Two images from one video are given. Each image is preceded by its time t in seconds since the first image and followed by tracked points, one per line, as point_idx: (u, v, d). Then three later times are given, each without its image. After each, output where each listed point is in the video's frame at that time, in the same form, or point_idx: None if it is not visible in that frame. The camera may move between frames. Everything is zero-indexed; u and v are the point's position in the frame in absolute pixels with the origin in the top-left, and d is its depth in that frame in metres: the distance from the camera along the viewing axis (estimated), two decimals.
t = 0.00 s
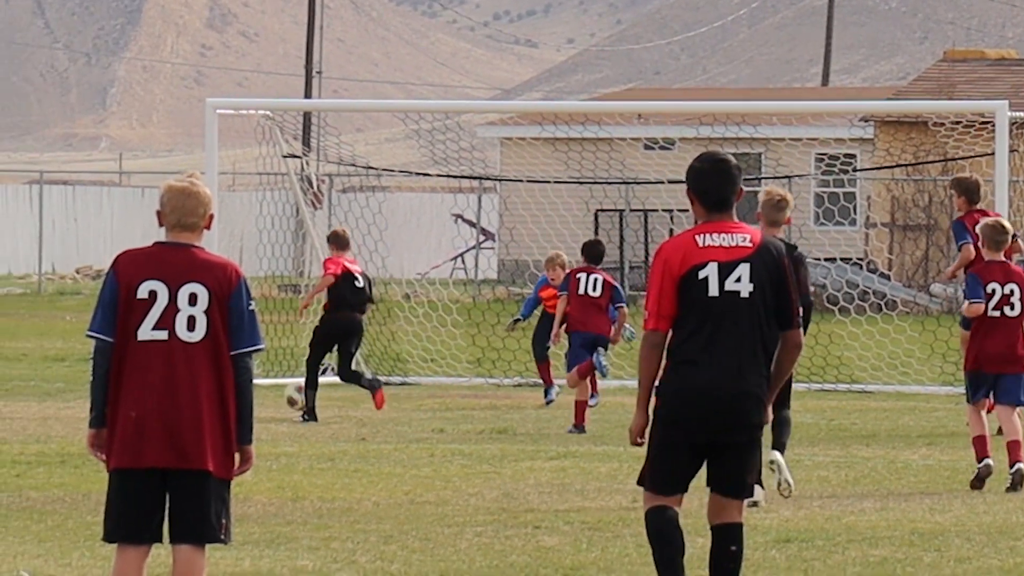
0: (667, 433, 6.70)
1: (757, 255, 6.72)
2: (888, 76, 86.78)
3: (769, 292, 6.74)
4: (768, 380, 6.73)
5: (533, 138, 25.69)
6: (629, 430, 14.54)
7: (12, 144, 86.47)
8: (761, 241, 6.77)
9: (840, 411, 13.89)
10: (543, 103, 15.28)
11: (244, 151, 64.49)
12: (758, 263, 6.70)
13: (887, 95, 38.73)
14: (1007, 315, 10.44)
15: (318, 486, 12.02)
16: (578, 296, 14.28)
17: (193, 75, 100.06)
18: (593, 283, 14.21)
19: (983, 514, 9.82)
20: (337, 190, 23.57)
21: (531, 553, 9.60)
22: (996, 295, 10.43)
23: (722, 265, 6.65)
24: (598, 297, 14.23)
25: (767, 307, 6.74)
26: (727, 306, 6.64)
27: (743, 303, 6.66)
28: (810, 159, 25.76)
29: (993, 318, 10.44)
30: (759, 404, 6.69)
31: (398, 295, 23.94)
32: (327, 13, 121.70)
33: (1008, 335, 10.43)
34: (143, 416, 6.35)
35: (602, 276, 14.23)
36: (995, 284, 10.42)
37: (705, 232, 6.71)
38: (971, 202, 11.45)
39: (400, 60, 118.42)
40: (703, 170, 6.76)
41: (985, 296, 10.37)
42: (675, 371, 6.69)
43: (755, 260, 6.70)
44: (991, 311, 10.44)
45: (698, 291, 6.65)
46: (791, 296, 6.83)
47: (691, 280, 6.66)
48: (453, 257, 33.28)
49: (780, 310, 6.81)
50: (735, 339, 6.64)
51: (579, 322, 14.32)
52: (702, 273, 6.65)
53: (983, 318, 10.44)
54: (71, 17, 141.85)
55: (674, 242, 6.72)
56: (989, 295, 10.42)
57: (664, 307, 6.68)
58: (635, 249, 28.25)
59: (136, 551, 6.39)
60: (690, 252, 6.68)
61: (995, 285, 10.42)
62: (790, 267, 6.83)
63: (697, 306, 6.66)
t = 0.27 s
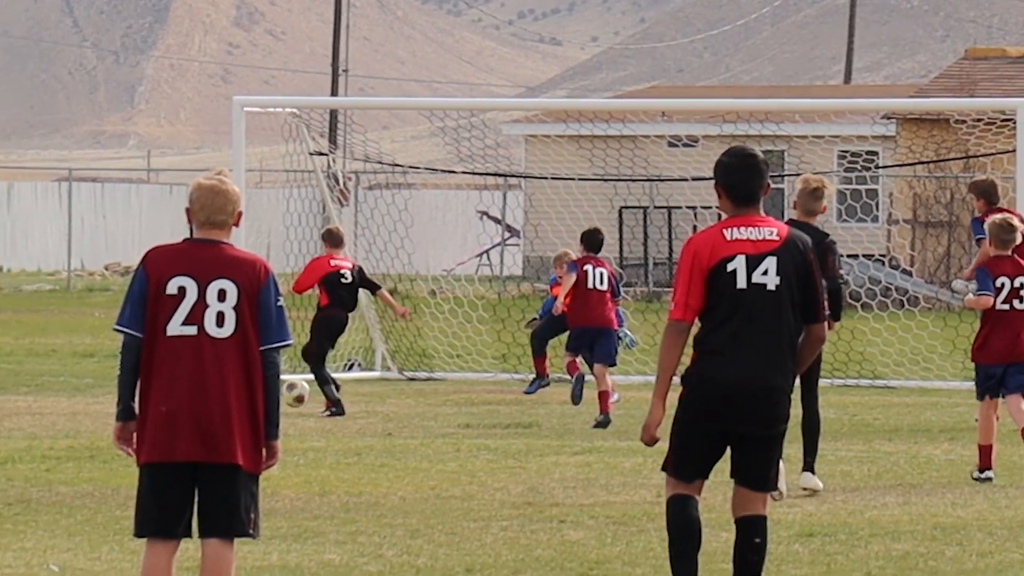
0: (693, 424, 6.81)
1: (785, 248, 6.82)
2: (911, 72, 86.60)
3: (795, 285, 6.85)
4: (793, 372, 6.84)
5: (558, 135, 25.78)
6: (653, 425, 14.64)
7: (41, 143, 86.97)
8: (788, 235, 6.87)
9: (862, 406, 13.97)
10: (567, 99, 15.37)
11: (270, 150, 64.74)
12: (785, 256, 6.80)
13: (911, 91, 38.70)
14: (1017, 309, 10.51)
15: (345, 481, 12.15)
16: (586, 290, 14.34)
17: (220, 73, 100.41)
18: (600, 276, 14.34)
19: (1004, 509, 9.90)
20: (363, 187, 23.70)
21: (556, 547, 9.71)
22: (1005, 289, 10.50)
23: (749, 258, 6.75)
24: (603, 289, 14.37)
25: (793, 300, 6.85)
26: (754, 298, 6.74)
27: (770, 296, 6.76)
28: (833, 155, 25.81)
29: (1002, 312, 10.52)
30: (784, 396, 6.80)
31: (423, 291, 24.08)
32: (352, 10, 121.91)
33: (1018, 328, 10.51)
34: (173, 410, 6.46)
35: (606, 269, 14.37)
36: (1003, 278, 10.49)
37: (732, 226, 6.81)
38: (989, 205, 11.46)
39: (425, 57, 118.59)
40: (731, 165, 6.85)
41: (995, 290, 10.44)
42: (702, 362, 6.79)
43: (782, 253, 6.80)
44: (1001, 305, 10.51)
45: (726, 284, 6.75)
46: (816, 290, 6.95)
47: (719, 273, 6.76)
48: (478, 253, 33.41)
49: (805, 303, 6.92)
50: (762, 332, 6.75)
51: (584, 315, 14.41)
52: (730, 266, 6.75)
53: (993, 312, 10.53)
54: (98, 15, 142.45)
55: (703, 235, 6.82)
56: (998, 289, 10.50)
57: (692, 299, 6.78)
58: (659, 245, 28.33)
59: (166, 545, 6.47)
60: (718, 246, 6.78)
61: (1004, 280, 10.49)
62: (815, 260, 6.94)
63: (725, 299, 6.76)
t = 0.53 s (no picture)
0: (711, 418, 6.93)
1: (801, 245, 6.93)
2: (926, 73, 86.59)
3: (811, 282, 6.96)
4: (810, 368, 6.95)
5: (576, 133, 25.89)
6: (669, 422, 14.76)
7: (63, 142, 87.42)
8: (805, 233, 6.98)
9: (878, 403, 14.07)
10: (583, 98, 15.50)
11: (290, 149, 65.00)
12: (802, 253, 6.92)
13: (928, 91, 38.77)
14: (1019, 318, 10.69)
15: (366, 478, 12.29)
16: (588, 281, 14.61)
17: (241, 72, 100.75)
18: (601, 267, 14.61)
19: (1019, 505, 10.00)
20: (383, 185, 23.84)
21: (575, 543, 9.84)
22: (1007, 297, 10.68)
23: (767, 254, 6.87)
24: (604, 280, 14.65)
25: (810, 296, 6.95)
26: (771, 294, 6.86)
27: (787, 293, 6.88)
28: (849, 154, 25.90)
29: (1004, 321, 10.71)
30: (801, 392, 6.90)
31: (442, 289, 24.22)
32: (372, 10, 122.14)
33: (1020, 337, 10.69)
34: (196, 407, 6.46)
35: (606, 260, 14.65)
36: (1006, 287, 10.68)
37: (750, 223, 6.93)
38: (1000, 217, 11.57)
39: (444, 57, 118.78)
40: (749, 163, 6.96)
41: (997, 299, 10.64)
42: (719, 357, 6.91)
43: (799, 250, 6.91)
44: (1002, 313, 10.71)
45: (743, 280, 6.87)
46: (832, 287, 7.07)
47: (737, 269, 6.88)
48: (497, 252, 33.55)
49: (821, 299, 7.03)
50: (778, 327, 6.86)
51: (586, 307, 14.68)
52: (747, 263, 6.86)
53: (995, 320, 10.73)
54: (120, 14, 142.97)
55: (721, 232, 6.94)
56: (1000, 298, 10.69)
57: (711, 294, 6.89)
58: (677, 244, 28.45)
59: (191, 540, 6.48)
60: (736, 242, 6.90)
61: (1007, 289, 10.68)
62: (832, 258, 7.05)
63: (742, 294, 6.88)
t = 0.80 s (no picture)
0: (732, 418, 6.97)
1: (821, 244, 6.98)
2: (948, 72, 86.41)
3: (831, 281, 7.01)
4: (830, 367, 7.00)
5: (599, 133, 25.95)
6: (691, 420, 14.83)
7: (89, 142, 87.84)
8: (826, 232, 7.03)
9: (898, 402, 14.11)
10: (605, 98, 15.55)
11: (314, 148, 65.20)
12: (822, 252, 6.97)
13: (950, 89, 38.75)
14: None
15: (389, 476, 12.37)
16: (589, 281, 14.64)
17: (266, 73, 101.04)
18: (602, 267, 14.62)
19: None
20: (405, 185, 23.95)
21: (597, 541, 9.90)
22: (1015, 294, 10.83)
23: (786, 253, 6.92)
24: (607, 280, 14.68)
25: (830, 295, 7.00)
26: (791, 292, 6.91)
27: (806, 291, 6.93)
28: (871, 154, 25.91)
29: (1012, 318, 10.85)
30: (821, 391, 6.95)
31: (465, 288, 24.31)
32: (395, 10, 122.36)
33: None
34: (222, 405, 6.51)
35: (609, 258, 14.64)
36: (1014, 284, 10.83)
37: (770, 222, 6.98)
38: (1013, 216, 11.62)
39: (468, 58, 118.94)
40: (769, 162, 7.01)
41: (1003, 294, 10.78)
42: (741, 355, 6.97)
43: (819, 249, 6.97)
44: (1010, 310, 10.84)
45: (764, 279, 6.92)
46: (852, 286, 7.11)
47: (757, 267, 6.93)
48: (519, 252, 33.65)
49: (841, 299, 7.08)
50: (799, 326, 6.92)
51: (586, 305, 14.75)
52: (767, 261, 6.92)
53: (1003, 317, 10.85)
54: (145, 15, 143.50)
55: (742, 231, 6.99)
56: (1007, 295, 10.85)
57: (732, 293, 6.94)
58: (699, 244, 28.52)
59: (216, 538, 6.53)
60: (756, 241, 6.95)
61: (1014, 286, 10.83)
62: (852, 257, 7.10)
63: (763, 293, 6.93)
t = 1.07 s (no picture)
0: (750, 418, 7.03)
1: (835, 244, 7.03)
2: (966, 74, 86.25)
3: (846, 281, 7.06)
4: (845, 367, 7.05)
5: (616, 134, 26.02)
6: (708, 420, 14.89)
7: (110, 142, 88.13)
8: (841, 232, 7.09)
9: (916, 401, 14.14)
10: (623, 99, 15.60)
11: (334, 149, 65.41)
12: (836, 252, 7.02)
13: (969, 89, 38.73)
14: None
15: (408, 475, 12.45)
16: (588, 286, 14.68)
17: (285, 74, 101.27)
18: (601, 273, 14.65)
19: None
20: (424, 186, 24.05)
21: (615, 540, 9.96)
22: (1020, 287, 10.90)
23: (801, 253, 6.98)
24: (606, 287, 14.69)
25: (845, 295, 7.05)
26: (806, 292, 6.97)
27: (821, 291, 6.99)
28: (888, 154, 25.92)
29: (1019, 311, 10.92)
30: (837, 390, 7.00)
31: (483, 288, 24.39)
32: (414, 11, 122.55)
33: None
34: (243, 406, 6.57)
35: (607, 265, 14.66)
36: (1019, 278, 10.91)
37: (785, 223, 7.04)
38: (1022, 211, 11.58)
39: (486, 59, 119.10)
40: (784, 163, 7.06)
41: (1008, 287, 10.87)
42: (758, 356, 7.02)
43: (834, 249, 7.02)
44: (1016, 303, 10.91)
45: (779, 279, 6.98)
46: (867, 286, 7.16)
47: (772, 268, 6.99)
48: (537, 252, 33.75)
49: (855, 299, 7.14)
50: (814, 326, 6.97)
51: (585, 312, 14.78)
52: (781, 262, 6.98)
53: (1009, 310, 10.93)
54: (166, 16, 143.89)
55: (757, 232, 7.05)
56: (1012, 289, 10.93)
57: (749, 295, 7.00)
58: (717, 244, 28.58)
59: (239, 537, 6.59)
60: (771, 242, 7.01)
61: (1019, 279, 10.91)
62: (868, 256, 7.16)
63: (778, 294, 6.99)
